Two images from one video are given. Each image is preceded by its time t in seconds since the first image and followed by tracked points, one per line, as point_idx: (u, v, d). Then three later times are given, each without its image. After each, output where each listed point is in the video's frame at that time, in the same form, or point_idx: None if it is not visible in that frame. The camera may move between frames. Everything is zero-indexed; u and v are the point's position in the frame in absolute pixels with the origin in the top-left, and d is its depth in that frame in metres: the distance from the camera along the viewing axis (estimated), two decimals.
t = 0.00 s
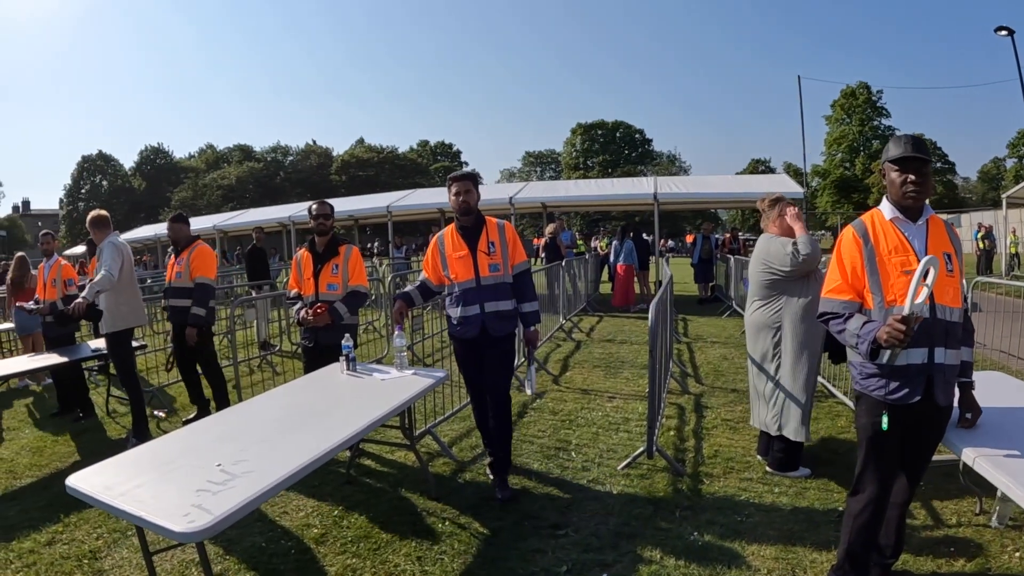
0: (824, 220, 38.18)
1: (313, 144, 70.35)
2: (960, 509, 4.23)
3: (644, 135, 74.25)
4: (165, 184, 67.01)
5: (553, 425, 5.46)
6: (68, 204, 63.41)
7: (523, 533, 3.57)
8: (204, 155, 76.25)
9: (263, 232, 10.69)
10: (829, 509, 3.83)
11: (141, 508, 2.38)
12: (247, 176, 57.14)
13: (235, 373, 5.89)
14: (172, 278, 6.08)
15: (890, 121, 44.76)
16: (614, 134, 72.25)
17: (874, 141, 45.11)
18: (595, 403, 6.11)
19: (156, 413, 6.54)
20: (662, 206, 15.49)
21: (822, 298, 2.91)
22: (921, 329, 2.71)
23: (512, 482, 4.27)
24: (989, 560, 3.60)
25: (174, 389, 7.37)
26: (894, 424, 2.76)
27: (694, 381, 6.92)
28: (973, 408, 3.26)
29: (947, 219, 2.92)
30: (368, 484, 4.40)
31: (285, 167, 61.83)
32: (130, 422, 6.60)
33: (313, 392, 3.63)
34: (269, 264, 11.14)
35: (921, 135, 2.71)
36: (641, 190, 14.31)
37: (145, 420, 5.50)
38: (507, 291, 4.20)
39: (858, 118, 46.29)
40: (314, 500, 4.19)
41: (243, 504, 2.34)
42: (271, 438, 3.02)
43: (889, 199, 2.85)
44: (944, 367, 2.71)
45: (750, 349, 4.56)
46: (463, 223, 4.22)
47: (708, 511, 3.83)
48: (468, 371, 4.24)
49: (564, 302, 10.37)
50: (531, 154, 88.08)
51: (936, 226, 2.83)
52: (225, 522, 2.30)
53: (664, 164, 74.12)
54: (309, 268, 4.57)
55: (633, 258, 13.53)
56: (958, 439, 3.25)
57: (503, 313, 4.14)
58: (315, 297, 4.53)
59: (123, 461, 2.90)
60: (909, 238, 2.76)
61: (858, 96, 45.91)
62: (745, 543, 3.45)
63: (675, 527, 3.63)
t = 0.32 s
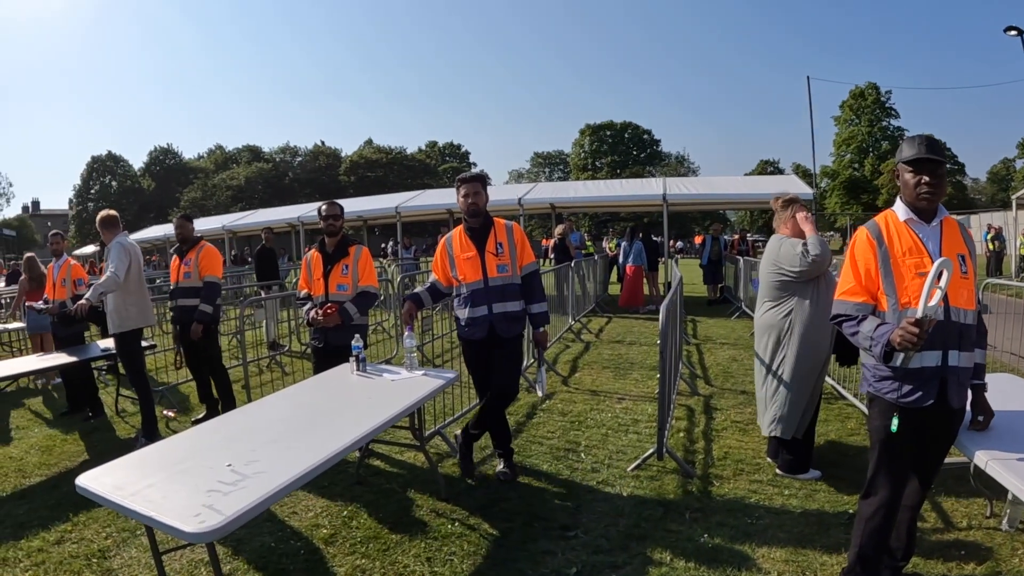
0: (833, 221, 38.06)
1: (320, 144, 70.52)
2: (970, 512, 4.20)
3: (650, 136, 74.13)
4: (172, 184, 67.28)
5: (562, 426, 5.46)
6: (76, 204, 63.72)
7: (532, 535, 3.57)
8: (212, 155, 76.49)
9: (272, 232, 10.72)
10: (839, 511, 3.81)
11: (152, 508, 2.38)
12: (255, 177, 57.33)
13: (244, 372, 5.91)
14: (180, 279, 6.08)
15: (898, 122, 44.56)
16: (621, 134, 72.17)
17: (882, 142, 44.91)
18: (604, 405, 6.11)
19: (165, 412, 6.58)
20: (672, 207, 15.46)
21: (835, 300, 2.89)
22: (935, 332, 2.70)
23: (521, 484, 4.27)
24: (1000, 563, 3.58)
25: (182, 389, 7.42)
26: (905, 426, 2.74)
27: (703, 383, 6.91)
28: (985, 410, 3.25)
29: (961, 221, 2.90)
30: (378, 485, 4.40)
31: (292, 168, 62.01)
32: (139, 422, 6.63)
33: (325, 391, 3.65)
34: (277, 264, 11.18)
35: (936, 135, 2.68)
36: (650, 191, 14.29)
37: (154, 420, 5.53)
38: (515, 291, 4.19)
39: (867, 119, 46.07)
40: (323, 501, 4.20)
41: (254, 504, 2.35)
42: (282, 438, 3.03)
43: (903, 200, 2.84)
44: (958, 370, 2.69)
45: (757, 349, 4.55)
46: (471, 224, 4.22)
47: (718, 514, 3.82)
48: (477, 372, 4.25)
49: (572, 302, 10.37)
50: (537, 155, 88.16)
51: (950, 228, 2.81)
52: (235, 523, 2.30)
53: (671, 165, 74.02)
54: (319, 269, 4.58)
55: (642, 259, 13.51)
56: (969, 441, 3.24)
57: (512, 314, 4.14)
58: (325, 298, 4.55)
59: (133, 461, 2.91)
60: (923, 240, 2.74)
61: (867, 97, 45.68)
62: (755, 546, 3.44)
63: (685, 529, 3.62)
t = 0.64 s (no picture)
0: (836, 222, 38.03)
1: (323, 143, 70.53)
2: (974, 514, 4.19)
3: (652, 135, 74.06)
4: (175, 184, 67.36)
5: (565, 427, 5.46)
6: (79, 204, 63.82)
7: (535, 536, 3.57)
8: (214, 155, 76.58)
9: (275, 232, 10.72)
10: (843, 513, 3.81)
11: (155, 509, 2.38)
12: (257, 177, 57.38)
13: (246, 372, 5.91)
14: (186, 278, 6.02)
15: (901, 122, 44.49)
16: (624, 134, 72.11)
17: (885, 142, 44.83)
18: (607, 405, 6.11)
19: (168, 412, 6.59)
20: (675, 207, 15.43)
21: (840, 302, 2.89)
22: (941, 335, 2.69)
23: (524, 485, 4.27)
24: (1004, 565, 3.57)
25: (185, 389, 7.44)
26: (911, 430, 2.72)
27: (706, 384, 6.91)
28: (991, 414, 3.25)
29: (968, 223, 2.88)
30: (381, 485, 4.41)
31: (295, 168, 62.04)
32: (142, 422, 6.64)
33: (329, 392, 3.66)
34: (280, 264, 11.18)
35: (943, 137, 2.68)
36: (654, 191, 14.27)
37: (157, 420, 5.53)
38: (515, 292, 4.17)
39: (871, 119, 45.95)
40: (326, 501, 4.20)
41: (256, 506, 2.34)
42: (286, 439, 3.03)
43: (909, 201, 2.83)
44: (964, 373, 2.69)
45: (761, 350, 4.52)
46: (471, 225, 4.22)
47: (722, 515, 3.82)
48: (479, 372, 4.25)
49: (575, 303, 10.36)
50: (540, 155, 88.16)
51: (957, 230, 2.80)
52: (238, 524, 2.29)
53: (673, 164, 73.95)
54: (321, 269, 4.58)
55: (646, 259, 13.49)
56: (975, 444, 3.23)
57: (512, 315, 4.13)
58: (327, 298, 4.54)
59: (136, 462, 2.91)
60: (930, 241, 2.73)
61: (870, 97, 45.57)
62: (758, 547, 3.44)
63: (689, 531, 3.62)
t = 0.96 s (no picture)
0: (839, 222, 38.01)
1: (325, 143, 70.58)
2: (977, 516, 4.18)
3: (654, 135, 74.02)
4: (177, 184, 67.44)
5: (568, 428, 5.46)
6: (81, 203, 63.89)
7: (538, 537, 3.57)
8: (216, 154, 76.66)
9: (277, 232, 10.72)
10: (846, 515, 3.80)
11: (158, 510, 2.38)
12: (259, 177, 57.44)
13: (249, 372, 5.91)
14: (191, 277, 6.02)
15: (904, 122, 44.42)
16: (626, 134, 72.07)
17: (888, 142, 44.75)
18: (610, 406, 6.10)
19: (170, 412, 6.60)
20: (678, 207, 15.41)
21: (846, 303, 2.88)
22: (948, 336, 2.68)
23: (526, 486, 4.27)
24: (1008, 567, 3.56)
25: (187, 389, 7.44)
26: (916, 432, 2.72)
27: (709, 385, 6.90)
28: (995, 416, 3.24)
29: (973, 224, 2.88)
30: (383, 485, 4.41)
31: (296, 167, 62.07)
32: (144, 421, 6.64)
33: (331, 392, 3.65)
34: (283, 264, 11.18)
35: (949, 137, 2.67)
36: (656, 191, 14.24)
37: (159, 420, 5.53)
38: (516, 293, 4.16)
39: (873, 120, 45.87)
40: (328, 502, 4.20)
41: (259, 507, 2.34)
42: (289, 440, 3.03)
43: (915, 202, 2.82)
44: (970, 375, 2.68)
45: (762, 350, 4.59)
46: (473, 226, 4.22)
47: (725, 517, 3.81)
48: (481, 373, 4.25)
49: (578, 303, 10.36)
50: (542, 155, 88.19)
51: (962, 231, 2.79)
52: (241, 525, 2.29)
53: (675, 164, 73.91)
54: (324, 269, 4.58)
55: (648, 259, 13.47)
56: (979, 446, 3.23)
57: (513, 315, 4.12)
58: (331, 298, 4.54)
59: (137, 463, 2.91)
60: (936, 242, 2.72)
61: (873, 97, 45.52)
62: (762, 549, 3.43)
63: (692, 532, 3.62)
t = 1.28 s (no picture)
0: (840, 223, 37.98)
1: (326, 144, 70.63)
2: (978, 517, 4.17)
3: (655, 136, 73.99)
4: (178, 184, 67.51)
5: (569, 428, 5.45)
6: (82, 204, 63.97)
7: (538, 538, 3.56)
8: (217, 155, 76.74)
9: (278, 233, 10.71)
10: (847, 516, 3.79)
11: (156, 510, 2.38)
12: (260, 178, 57.52)
13: (249, 372, 5.90)
14: (191, 277, 6.03)
15: (905, 123, 44.39)
16: (627, 135, 72.06)
17: (889, 143, 44.72)
18: (610, 407, 6.10)
19: (170, 413, 6.60)
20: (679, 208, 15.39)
21: (846, 304, 2.87)
22: (948, 336, 2.68)
23: (526, 486, 4.26)
24: (1010, 569, 3.54)
25: (187, 389, 7.44)
26: (918, 433, 2.71)
27: (710, 386, 6.90)
28: (996, 417, 3.23)
29: (973, 224, 2.87)
30: (383, 486, 4.41)
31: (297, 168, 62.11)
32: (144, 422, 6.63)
33: (331, 392, 3.65)
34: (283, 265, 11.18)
35: (948, 137, 2.66)
36: (657, 192, 14.23)
37: (159, 420, 5.53)
38: (516, 293, 4.16)
39: (874, 121, 45.83)
40: (328, 502, 4.20)
41: (257, 507, 2.33)
42: (288, 440, 3.02)
43: (914, 202, 2.82)
44: (971, 375, 2.67)
45: (762, 350, 4.56)
46: (472, 226, 4.21)
47: (726, 518, 3.80)
48: (481, 374, 4.24)
49: (578, 304, 10.35)
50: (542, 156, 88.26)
51: (962, 231, 2.78)
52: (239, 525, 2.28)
53: (676, 166, 73.88)
54: (325, 270, 4.58)
55: (649, 260, 13.45)
56: (980, 447, 3.21)
57: (514, 316, 4.11)
58: (331, 299, 4.54)
59: (136, 462, 2.91)
60: (936, 242, 2.72)
61: (874, 98, 45.48)
62: (763, 550, 3.42)
63: (693, 534, 3.60)
